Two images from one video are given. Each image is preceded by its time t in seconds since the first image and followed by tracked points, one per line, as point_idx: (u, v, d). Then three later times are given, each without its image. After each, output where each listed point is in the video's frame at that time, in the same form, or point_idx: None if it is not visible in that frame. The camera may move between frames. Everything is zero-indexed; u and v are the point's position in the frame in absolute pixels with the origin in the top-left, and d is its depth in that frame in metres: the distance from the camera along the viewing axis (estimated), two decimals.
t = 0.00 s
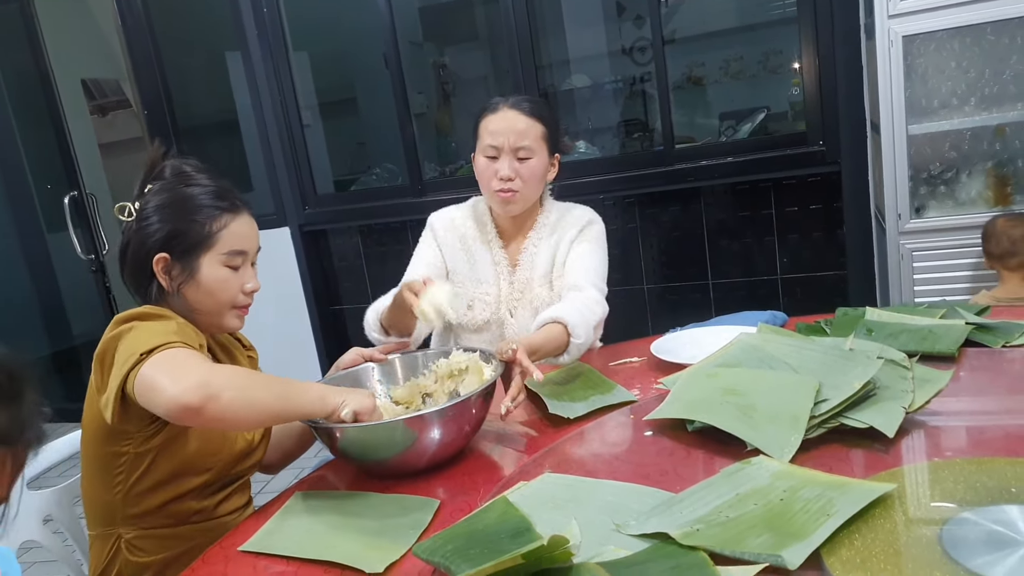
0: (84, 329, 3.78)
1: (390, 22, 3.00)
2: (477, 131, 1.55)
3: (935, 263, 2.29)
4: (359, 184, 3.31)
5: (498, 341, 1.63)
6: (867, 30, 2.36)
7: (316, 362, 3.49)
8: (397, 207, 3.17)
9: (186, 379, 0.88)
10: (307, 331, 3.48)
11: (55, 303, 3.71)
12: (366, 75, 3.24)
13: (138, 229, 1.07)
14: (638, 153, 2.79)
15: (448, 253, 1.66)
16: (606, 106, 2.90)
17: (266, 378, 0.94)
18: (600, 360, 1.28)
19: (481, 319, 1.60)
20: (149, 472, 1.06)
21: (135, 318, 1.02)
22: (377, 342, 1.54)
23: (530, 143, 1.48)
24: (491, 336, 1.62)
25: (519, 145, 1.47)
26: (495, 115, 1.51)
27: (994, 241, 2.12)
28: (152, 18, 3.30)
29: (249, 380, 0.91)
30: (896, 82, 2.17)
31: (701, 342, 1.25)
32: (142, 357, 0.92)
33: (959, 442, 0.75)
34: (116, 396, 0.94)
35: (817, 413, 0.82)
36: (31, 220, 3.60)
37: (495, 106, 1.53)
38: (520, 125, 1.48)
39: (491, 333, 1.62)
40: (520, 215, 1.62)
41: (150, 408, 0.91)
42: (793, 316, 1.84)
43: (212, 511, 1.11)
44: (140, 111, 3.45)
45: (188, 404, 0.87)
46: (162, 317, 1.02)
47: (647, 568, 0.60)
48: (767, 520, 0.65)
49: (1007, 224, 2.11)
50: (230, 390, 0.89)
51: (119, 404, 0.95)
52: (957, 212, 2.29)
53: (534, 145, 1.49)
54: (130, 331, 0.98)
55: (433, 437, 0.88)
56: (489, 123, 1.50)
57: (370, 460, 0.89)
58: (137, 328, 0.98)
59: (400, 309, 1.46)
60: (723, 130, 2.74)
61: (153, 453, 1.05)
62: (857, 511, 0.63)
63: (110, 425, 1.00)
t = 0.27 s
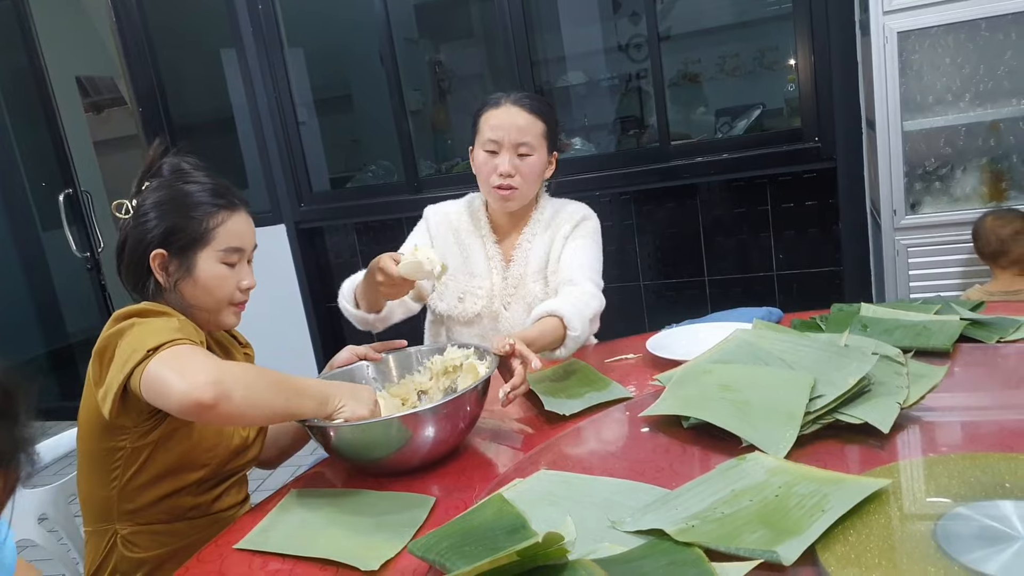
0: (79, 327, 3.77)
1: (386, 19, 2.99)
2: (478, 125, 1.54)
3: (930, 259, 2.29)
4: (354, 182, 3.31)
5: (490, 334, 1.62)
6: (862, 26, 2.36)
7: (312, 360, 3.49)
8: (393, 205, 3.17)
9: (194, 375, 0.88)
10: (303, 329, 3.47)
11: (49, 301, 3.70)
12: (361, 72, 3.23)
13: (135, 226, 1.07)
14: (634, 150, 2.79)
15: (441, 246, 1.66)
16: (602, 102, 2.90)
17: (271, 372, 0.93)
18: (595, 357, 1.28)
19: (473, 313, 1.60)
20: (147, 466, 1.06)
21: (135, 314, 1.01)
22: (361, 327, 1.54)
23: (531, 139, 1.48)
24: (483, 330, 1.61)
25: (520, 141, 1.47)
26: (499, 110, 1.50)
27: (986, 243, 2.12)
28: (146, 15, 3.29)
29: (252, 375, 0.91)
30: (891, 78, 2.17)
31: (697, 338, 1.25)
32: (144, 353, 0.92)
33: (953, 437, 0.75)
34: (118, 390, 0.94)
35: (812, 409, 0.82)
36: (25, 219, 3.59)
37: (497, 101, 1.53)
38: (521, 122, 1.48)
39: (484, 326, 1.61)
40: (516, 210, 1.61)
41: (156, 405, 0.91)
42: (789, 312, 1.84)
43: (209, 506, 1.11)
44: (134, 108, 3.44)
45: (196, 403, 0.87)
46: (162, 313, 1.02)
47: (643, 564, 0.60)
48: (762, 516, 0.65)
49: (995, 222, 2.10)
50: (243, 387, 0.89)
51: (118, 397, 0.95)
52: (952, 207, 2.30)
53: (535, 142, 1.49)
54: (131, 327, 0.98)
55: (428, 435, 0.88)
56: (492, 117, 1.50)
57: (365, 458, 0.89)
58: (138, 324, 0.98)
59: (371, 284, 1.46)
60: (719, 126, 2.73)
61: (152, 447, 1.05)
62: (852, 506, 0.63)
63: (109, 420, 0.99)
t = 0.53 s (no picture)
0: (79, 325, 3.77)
1: (385, 18, 2.99)
2: (477, 125, 1.52)
3: (930, 258, 2.29)
4: (354, 180, 3.30)
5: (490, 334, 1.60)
6: (863, 25, 2.36)
7: (311, 358, 3.49)
8: (393, 203, 3.16)
9: (198, 383, 0.88)
10: (303, 327, 3.47)
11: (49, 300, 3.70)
12: (361, 71, 3.23)
13: (129, 224, 1.07)
14: (634, 149, 2.79)
15: (436, 248, 1.67)
16: (602, 100, 2.89)
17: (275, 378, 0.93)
18: (594, 355, 1.28)
19: (470, 311, 1.58)
20: (147, 464, 1.06)
21: (133, 314, 1.01)
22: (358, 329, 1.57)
23: (533, 143, 1.48)
24: (483, 328, 1.59)
25: (522, 145, 1.47)
26: (500, 114, 1.48)
27: (985, 243, 2.09)
28: (146, 14, 3.28)
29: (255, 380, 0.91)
30: (891, 77, 2.17)
31: (696, 337, 1.25)
32: (146, 359, 0.92)
33: (953, 436, 0.75)
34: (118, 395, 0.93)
35: (812, 407, 0.82)
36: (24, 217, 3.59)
37: (497, 102, 1.51)
38: (523, 126, 1.47)
39: (482, 324, 1.60)
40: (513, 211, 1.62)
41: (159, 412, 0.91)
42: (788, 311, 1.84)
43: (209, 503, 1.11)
44: (134, 107, 3.43)
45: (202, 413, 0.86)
46: (161, 314, 1.02)
47: (643, 562, 0.60)
48: (762, 515, 0.65)
49: (987, 224, 2.09)
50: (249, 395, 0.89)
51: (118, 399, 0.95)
52: (952, 206, 2.30)
53: (536, 146, 1.49)
54: (131, 329, 0.98)
55: (427, 433, 0.87)
56: (495, 120, 1.48)
57: (364, 457, 0.89)
58: (138, 327, 0.97)
59: (384, 280, 1.47)
60: (718, 125, 2.73)
61: (151, 446, 1.05)
62: (852, 505, 0.63)
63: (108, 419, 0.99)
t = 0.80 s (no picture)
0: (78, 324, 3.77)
1: (385, 18, 2.99)
2: (476, 129, 1.51)
3: (928, 258, 2.29)
4: (353, 180, 3.30)
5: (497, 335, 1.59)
6: (862, 25, 2.36)
7: (311, 357, 3.49)
8: (392, 203, 3.16)
9: (198, 388, 0.88)
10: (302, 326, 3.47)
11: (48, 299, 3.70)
12: (360, 70, 3.23)
13: (112, 226, 1.07)
14: (634, 149, 2.79)
15: (435, 250, 1.66)
16: (601, 100, 2.89)
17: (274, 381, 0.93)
18: (593, 355, 1.28)
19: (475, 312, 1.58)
20: (141, 466, 1.06)
21: (123, 318, 1.01)
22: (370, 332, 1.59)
23: (534, 146, 1.49)
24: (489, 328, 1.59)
25: (523, 148, 1.47)
26: (500, 119, 1.48)
27: (977, 249, 2.12)
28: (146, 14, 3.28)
29: (254, 384, 0.91)
30: (890, 77, 2.16)
31: (695, 337, 1.25)
32: (143, 364, 0.92)
33: (952, 436, 0.76)
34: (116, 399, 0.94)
35: (811, 407, 0.82)
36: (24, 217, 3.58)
37: (496, 105, 1.50)
38: (525, 130, 1.47)
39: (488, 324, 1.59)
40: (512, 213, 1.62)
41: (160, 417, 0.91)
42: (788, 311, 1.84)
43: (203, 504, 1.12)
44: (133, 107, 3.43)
45: (204, 418, 0.86)
46: (152, 316, 1.02)
47: (642, 562, 0.60)
48: (760, 515, 0.65)
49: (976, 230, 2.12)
50: (251, 400, 0.88)
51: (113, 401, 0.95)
52: (951, 207, 2.30)
53: (536, 149, 1.49)
54: (125, 333, 0.98)
55: (426, 433, 0.88)
56: (495, 124, 1.47)
57: (364, 456, 0.89)
58: (132, 331, 0.98)
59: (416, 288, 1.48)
60: (718, 125, 2.73)
61: (145, 447, 1.05)
62: (850, 505, 0.63)
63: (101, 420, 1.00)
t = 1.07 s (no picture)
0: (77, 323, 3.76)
1: (385, 18, 2.99)
2: (487, 129, 1.50)
3: (927, 260, 2.29)
4: (353, 179, 3.30)
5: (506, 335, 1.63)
6: (862, 26, 2.36)
7: (310, 357, 3.49)
8: (392, 203, 3.16)
9: (186, 395, 0.88)
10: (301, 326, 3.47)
11: (47, 298, 3.69)
12: (360, 70, 3.23)
13: (102, 226, 1.07)
14: (634, 149, 2.79)
15: (448, 247, 1.65)
16: (602, 101, 2.89)
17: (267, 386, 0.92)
18: (592, 355, 1.28)
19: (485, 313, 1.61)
20: (136, 467, 1.06)
21: (118, 319, 1.01)
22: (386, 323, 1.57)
23: (545, 147, 1.49)
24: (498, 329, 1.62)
25: (535, 149, 1.48)
26: (511, 119, 1.47)
27: (972, 252, 2.14)
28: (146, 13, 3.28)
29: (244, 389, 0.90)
30: (890, 78, 2.16)
31: (695, 337, 1.25)
32: (134, 367, 0.92)
33: (952, 437, 0.76)
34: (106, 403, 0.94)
35: (812, 408, 0.82)
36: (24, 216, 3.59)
37: (506, 106, 1.50)
38: (537, 132, 1.48)
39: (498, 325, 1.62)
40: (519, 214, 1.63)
41: (151, 420, 0.92)
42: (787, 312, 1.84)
43: (201, 504, 1.11)
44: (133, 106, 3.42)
45: (190, 426, 0.86)
46: (147, 316, 1.02)
47: (642, 562, 0.60)
48: (760, 515, 0.65)
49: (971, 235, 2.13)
50: (239, 407, 0.88)
51: (104, 402, 0.95)
52: (951, 208, 2.30)
53: (547, 149, 1.50)
54: (119, 333, 0.97)
55: (428, 432, 0.87)
56: (506, 125, 1.47)
57: (364, 456, 0.88)
58: (125, 331, 0.97)
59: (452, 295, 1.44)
60: (717, 126, 2.73)
61: (140, 449, 1.05)
62: (849, 505, 0.63)
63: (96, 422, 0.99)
